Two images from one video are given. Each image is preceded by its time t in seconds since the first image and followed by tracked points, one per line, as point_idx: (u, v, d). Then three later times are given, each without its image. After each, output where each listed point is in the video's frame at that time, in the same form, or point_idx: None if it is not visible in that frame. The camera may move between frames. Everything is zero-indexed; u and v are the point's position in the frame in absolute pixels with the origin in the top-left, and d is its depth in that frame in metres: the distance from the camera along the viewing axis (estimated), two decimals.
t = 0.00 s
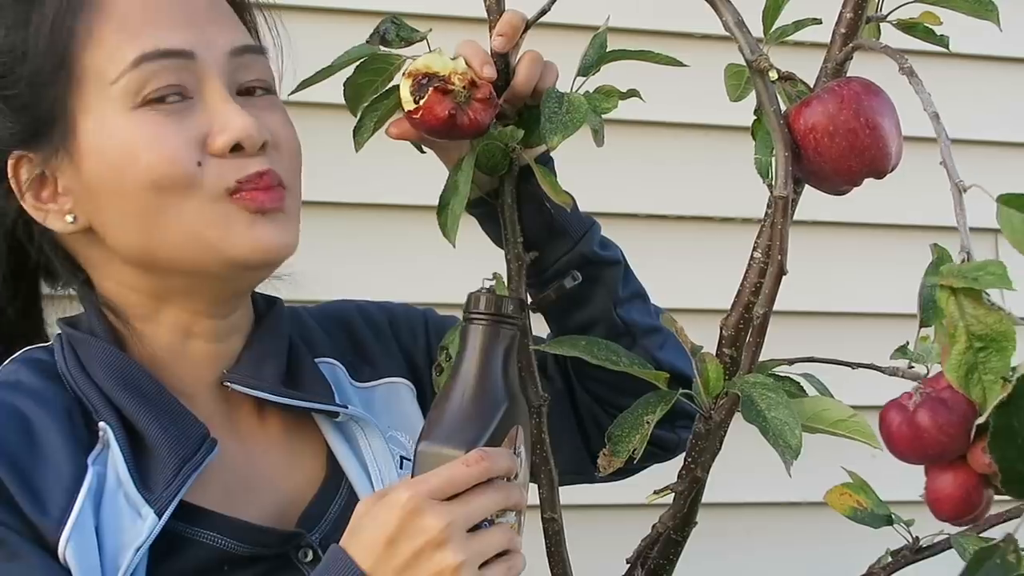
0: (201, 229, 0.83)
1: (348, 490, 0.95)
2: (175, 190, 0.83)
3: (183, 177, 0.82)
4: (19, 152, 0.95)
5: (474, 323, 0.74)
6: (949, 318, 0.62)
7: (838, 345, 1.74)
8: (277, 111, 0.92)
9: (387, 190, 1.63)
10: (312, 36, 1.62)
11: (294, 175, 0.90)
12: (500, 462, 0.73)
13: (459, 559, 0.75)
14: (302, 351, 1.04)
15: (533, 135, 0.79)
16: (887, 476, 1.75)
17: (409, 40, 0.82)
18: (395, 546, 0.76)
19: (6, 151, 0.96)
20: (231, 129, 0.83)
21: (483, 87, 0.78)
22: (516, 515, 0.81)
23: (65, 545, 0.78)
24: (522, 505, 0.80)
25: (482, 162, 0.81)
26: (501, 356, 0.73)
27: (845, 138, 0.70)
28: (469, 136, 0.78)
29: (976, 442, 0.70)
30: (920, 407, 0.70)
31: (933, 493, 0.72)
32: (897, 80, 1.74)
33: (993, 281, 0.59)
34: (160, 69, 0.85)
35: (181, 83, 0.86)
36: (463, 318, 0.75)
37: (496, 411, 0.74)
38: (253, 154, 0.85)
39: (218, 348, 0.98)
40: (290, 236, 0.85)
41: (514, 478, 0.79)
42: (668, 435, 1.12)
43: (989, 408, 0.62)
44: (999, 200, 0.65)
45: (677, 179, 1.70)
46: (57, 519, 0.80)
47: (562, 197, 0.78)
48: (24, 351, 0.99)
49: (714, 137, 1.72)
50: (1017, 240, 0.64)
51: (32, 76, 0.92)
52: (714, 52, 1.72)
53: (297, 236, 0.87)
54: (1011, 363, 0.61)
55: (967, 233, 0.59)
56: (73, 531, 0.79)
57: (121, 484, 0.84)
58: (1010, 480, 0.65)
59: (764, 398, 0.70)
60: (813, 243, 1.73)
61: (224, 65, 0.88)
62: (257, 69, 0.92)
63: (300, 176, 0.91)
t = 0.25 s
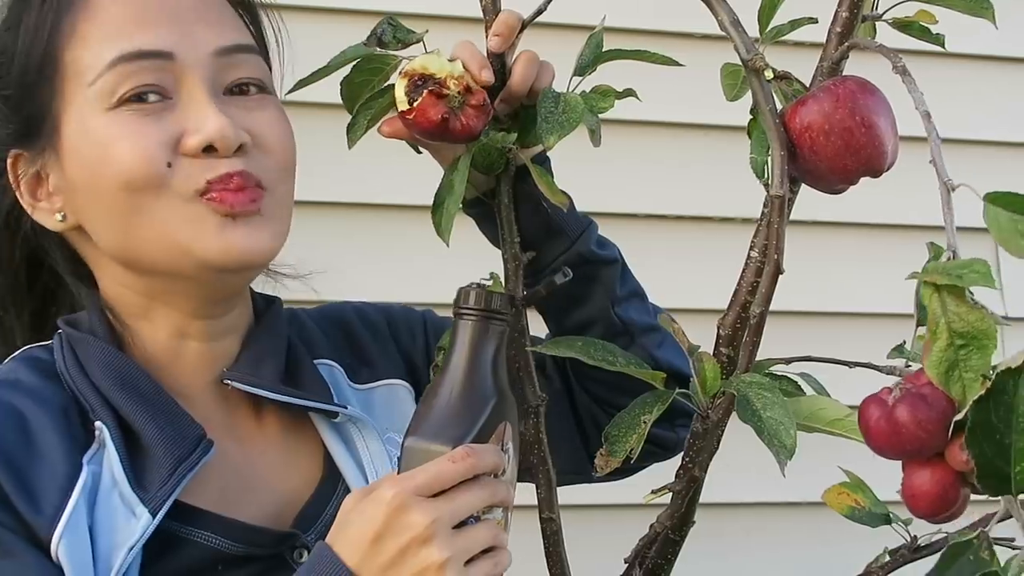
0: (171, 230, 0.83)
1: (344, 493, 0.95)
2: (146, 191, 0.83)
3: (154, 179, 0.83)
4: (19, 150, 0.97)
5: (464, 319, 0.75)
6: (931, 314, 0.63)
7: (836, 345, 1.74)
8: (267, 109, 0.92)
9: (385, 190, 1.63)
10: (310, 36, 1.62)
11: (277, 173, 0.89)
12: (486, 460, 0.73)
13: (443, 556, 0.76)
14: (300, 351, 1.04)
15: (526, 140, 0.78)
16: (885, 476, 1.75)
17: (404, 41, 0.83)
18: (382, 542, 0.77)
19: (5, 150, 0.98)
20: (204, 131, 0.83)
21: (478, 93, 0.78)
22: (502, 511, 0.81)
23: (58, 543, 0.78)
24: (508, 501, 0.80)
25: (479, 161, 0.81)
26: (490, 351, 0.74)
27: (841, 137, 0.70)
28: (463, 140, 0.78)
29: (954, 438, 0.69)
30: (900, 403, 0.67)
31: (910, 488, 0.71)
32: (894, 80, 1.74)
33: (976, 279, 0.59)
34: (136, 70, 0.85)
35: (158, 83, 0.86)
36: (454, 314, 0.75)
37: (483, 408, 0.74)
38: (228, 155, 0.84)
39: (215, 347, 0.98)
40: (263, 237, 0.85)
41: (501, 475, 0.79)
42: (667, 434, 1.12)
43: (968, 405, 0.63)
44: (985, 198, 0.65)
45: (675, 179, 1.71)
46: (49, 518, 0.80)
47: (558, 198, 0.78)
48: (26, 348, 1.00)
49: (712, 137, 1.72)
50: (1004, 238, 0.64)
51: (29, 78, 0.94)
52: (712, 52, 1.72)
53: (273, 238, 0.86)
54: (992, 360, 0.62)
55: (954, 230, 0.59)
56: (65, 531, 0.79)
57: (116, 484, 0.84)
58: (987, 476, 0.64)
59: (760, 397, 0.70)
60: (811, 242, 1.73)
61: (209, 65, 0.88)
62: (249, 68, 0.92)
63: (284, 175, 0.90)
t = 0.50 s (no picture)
0: (160, 233, 0.83)
1: (340, 495, 0.95)
2: (136, 192, 0.83)
3: (144, 181, 0.83)
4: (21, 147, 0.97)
5: (464, 330, 0.75)
6: (952, 315, 0.62)
7: (835, 345, 1.74)
8: (264, 111, 0.91)
9: (383, 190, 1.63)
10: (309, 36, 1.62)
11: (271, 178, 0.89)
12: (482, 470, 0.73)
13: (439, 566, 0.75)
14: (298, 351, 1.04)
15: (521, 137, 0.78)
16: (884, 476, 1.75)
17: (399, 43, 0.83)
18: (377, 552, 0.76)
19: (9, 147, 0.98)
20: (195, 133, 0.83)
21: (473, 93, 0.78)
22: (496, 521, 0.80)
23: (53, 543, 0.78)
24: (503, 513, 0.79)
25: (475, 160, 0.81)
26: (489, 365, 0.74)
27: (836, 136, 0.71)
28: (459, 141, 0.78)
29: (984, 439, 0.71)
30: (928, 406, 0.70)
31: (942, 490, 0.73)
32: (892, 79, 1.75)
33: (994, 279, 0.59)
34: (131, 70, 0.86)
35: (152, 84, 0.86)
36: (453, 325, 0.75)
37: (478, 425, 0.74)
38: (218, 158, 0.84)
39: (212, 348, 0.98)
40: (252, 242, 0.85)
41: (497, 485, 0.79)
42: (665, 434, 1.12)
43: (996, 404, 0.63)
44: (999, 195, 0.65)
45: (674, 178, 1.71)
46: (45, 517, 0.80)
47: (553, 198, 0.78)
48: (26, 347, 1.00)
49: (710, 137, 1.72)
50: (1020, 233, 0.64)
51: (30, 76, 0.95)
52: (710, 52, 1.72)
53: (263, 243, 0.86)
54: (1015, 358, 0.62)
55: (967, 230, 0.59)
56: (61, 530, 0.79)
57: (113, 484, 0.84)
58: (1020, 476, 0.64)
59: (758, 396, 0.70)
60: (809, 242, 1.73)
61: (204, 66, 0.88)
62: (248, 70, 0.92)
63: (278, 180, 0.89)
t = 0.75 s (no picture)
0: (153, 241, 0.84)
1: (341, 497, 0.95)
2: (130, 199, 0.83)
3: (137, 188, 0.83)
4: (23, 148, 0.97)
5: (462, 332, 0.75)
6: (940, 316, 0.62)
7: (836, 345, 1.74)
8: (260, 116, 0.91)
9: (384, 190, 1.63)
10: (310, 36, 1.62)
11: (265, 185, 0.89)
12: (478, 474, 0.73)
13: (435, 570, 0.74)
14: (300, 352, 1.04)
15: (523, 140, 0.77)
16: (885, 475, 1.75)
17: (400, 45, 0.82)
18: (372, 556, 0.75)
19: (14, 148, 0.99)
20: (188, 139, 0.83)
21: (474, 94, 0.78)
22: (494, 524, 0.80)
23: (52, 544, 0.78)
24: (501, 516, 0.79)
25: (475, 161, 0.81)
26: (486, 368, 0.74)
27: (837, 136, 0.70)
28: (460, 142, 0.78)
29: (967, 441, 0.69)
30: (913, 406, 0.68)
31: (925, 491, 0.71)
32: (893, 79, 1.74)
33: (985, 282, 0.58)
34: (127, 75, 0.86)
35: (147, 89, 0.86)
36: (450, 328, 0.75)
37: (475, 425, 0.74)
38: (212, 165, 0.84)
39: (213, 349, 0.97)
40: (245, 252, 0.85)
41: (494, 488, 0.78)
42: (666, 434, 1.12)
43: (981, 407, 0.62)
44: (993, 198, 0.65)
45: (675, 178, 1.71)
46: (45, 518, 0.80)
47: (553, 198, 0.78)
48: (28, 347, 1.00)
49: (711, 137, 1.72)
50: (1012, 237, 0.64)
51: (31, 79, 0.95)
52: (711, 52, 1.72)
53: (256, 252, 0.86)
54: (1003, 361, 0.61)
55: (961, 232, 0.59)
56: (60, 531, 0.79)
57: (113, 485, 0.84)
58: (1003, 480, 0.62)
59: (759, 396, 0.70)
60: (810, 242, 1.73)
61: (200, 71, 0.88)
62: (244, 74, 0.91)
63: (273, 188, 0.89)
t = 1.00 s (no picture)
0: (152, 241, 0.85)
1: (345, 498, 0.96)
2: (130, 199, 0.84)
3: (136, 188, 0.84)
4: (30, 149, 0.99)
5: (468, 338, 0.75)
6: (936, 309, 0.63)
7: (839, 345, 1.74)
8: (261, 113, 0.92)
9: (388, 190, 1.63)
10: (314, 36, 1.63)
11: (266, 183, 0.89)
12: (482, 479, 0.73)
13: None
14: (308, 354, 1.05)
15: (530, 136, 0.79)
16: (887, 476, 1.75)
17: (404, 43, 0.82)
18: (375, 560, 0.76)
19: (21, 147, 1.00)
20: (186, 139, 0.84)
21: (478, 91, 0.79)
22: (500, 529, 0.81)
23: (57, 543, 0.78)
24: (506, 521, 0.79)
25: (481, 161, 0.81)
26: (492, 373, 0.75)
27: (841, 136, 0.71)
28: (466, 139, 0.79)
29: (961, 433, 0.70)
30: (906, 398, 0.68)
31: (917, 484, 0.71)
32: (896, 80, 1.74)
33: (980, 274, 0.58)
34: (126, 76, 0.86)
35: (146, 89, 0.87)
36: (456, 332, 0.75)
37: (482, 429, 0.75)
38: (211, 164, 0.84)
39: (219, 349, 0.98)
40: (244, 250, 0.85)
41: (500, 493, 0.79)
42: (670, 434, 1.12)
43: (975, 400, 0.63)
44: (990, 194, 0.65)
45: (678, 178, 1.71)
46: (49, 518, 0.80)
47: (559, 198, 0.78)
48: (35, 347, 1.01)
49: (714, 138, 1.72)
50: (1010, 233, 0.64)
51: (36, 79, 0.96)
52: (714, 52, 1.72)
53: (257, 250, 0.86)
54: (997, 354, 0.62)
55: (959, 226, 0.59)
56: (64, 530, 0.79)
57: (118, 485, 0.85)
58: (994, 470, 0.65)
59: (762, 396, 0.70)
60: (813, 242, 1.73)
61: (198, 70, 0.88)
62: (243, 72, 0.92)
63: (274, 187, 0.89)
